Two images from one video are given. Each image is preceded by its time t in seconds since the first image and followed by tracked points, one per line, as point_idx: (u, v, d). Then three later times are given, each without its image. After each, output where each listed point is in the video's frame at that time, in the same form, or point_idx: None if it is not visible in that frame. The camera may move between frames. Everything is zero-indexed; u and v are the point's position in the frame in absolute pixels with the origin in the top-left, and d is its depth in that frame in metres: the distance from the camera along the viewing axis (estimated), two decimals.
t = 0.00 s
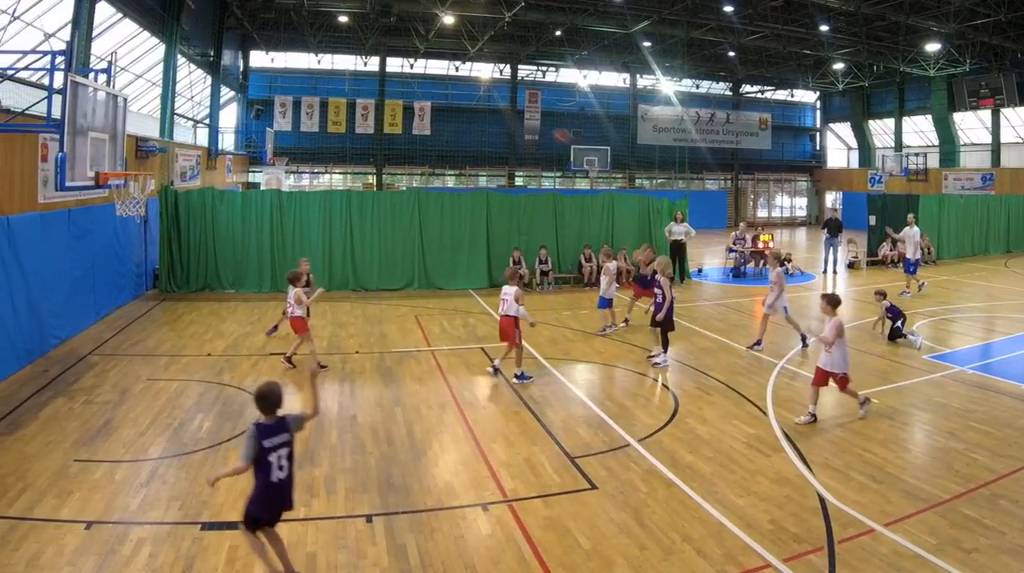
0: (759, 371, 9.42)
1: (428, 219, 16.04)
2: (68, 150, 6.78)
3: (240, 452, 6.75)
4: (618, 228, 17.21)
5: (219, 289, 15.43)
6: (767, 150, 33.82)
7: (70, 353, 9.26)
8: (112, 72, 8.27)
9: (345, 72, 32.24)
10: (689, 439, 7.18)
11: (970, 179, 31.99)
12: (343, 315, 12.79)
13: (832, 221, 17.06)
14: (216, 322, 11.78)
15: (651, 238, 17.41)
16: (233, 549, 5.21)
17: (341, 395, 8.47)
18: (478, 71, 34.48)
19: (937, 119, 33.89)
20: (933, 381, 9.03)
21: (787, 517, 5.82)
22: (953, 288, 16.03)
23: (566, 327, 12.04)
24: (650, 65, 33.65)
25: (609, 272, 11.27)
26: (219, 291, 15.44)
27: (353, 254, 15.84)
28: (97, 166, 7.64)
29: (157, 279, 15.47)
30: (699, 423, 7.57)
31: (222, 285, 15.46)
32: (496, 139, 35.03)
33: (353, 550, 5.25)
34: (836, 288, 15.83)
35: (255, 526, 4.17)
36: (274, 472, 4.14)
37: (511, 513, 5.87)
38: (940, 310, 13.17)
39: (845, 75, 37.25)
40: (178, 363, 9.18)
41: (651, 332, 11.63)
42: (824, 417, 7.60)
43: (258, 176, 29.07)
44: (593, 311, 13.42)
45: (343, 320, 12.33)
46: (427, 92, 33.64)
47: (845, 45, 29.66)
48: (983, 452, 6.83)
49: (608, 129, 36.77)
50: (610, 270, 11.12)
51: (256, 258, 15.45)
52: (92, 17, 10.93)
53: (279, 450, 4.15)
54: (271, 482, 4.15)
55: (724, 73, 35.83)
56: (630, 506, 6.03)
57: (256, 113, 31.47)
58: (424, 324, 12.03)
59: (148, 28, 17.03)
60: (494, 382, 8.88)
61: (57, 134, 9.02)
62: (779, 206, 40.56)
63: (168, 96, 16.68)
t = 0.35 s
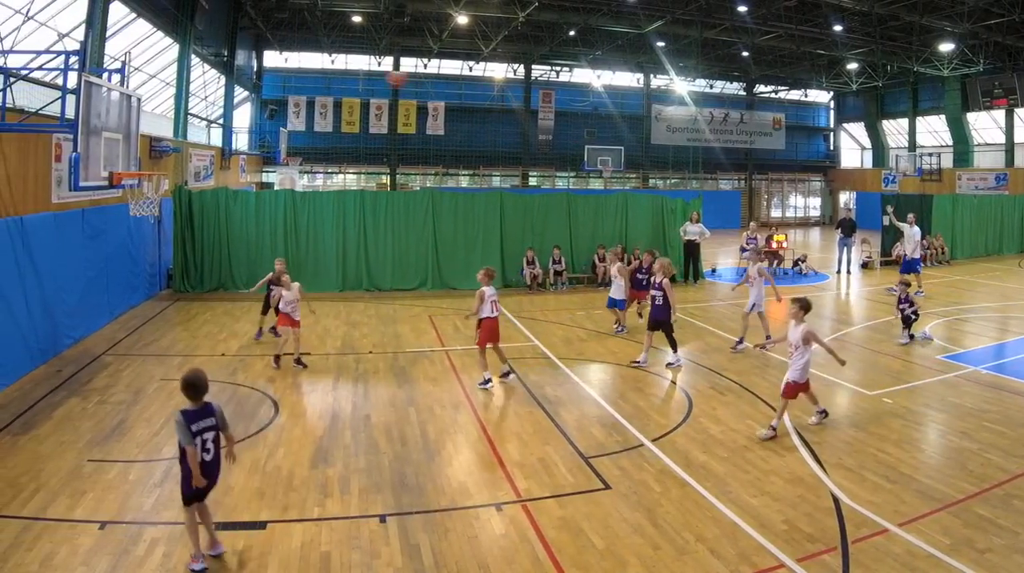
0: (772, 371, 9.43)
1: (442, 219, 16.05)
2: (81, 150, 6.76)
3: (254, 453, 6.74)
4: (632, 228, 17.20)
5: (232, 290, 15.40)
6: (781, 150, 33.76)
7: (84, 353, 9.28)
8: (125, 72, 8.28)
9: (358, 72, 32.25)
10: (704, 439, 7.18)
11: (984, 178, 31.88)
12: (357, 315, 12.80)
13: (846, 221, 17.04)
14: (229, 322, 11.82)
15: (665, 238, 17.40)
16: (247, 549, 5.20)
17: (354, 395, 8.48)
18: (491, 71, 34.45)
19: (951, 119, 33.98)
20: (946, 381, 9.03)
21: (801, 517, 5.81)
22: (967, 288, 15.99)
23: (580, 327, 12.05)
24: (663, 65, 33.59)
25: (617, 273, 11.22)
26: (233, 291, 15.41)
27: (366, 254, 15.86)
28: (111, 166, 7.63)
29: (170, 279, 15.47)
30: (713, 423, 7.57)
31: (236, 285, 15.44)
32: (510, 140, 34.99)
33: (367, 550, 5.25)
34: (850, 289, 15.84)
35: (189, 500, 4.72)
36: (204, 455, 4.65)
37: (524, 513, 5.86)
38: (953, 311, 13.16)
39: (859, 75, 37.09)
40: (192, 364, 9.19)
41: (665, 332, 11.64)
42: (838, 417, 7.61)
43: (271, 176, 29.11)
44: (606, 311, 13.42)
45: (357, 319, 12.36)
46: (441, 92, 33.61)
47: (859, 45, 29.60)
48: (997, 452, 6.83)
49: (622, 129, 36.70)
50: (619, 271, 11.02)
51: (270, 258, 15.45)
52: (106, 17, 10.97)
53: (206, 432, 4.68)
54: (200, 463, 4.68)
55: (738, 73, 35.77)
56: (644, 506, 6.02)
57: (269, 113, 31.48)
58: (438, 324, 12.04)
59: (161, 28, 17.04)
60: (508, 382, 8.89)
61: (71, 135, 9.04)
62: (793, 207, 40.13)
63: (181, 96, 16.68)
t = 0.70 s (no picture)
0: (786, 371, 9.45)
1: (456, 219, 16.06)
2: (94, 150, 6.80)
3: (267, 453, 6.74)
4: (647, 228, 17.21)
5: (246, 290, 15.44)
6: (795, 150, 33.76)
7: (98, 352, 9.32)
8: (139, 72, 8.31)
9: (372, 72, 32.29)
10: (718, 439, 7.19)
11: (998, 179, 31.72)
12: (370, 315, 12.83)
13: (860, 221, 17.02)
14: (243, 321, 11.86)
15: (680, 238, 17.39)
16: (261, 549, 5.19)
17: (368, 395, 8.49)
18: (505, 71, 34.47)
19: (965, 119, 33.98)
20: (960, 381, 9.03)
21: (814, 518, 5.81)
22: (982, 288, 15.96)
23: (593, 327, 12.07)
24: (677, 65, 33.58)
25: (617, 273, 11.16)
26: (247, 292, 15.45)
27: (380, 254, 15.89)
28: (125, 166, 7.67)
29: (184, 279, 15.50)
30: (727, 423, 7.58)
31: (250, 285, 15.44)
32: (524, 139, 34.99)
33: (381, 550, 5.24)
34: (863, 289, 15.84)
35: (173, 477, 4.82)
36: (182, 437, 4.68)
37: (539, 513, 5.86)
38: (966, 311, 13.15)
39: (873, 75, 37.00)
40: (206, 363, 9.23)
41: (679, 332, 11.67)
42: (852, 417, 7.62)
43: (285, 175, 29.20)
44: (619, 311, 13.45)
45: (370, 319, 12.38)
46: (454, 92, 33.63)
47: (872, 45, 29.54)
48: (1012, 452, 6.82)
49: (636, 129, 36.68)
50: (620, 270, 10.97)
51: (284, 258, 15.48)
52: (118, 17, 11.07)
53: (188, 414, 4.69)
54: (180, 443, 4.74)
55: (752, 73, 35.76)
56: (658, 506, 6.02)
57: (283, 113, 31.56)
58: (452, 324, 12.07)
59: (174, 28, 17.08)
60: (522, 382, 8.91)
61: (85, 134, 9.09)
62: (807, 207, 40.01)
63: (195, 95, 16.71)
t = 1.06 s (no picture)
0: (800, 371, 9.47)
1: (471, 219, 16.10)
2: (109, 151, 6.82)
3: (282, 453, 6.74)
4: (661, 228, 17.19)
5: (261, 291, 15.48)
6: (809, 150, 33.80)
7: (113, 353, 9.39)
8: (154, 72, 8.35)
9: (387, 72, 32.33)
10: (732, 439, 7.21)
11: (1013, 179, 31.54)
12: (386, 315, 12.91)
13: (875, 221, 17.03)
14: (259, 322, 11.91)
15: (694, 237, 17.38)
16: (275, 549, 5.18)
17: (383, 395, 8.52)
18: (520, 71, 34.49)
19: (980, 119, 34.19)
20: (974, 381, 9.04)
21: (829, 517, 5.80)
22: (998, 289, 15.93)
23: (608, 327, 12.12)
24: (692, 65, 33.53)
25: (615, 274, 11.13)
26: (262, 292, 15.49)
27: (395, 255, 15.95)
28: (140, 166, 7.69)
29: (198, 279, 15.52)
30: (742, 424, 7.60)
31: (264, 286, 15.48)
32: (539, 139, 34.99)
33: (396, 550, 5.23)
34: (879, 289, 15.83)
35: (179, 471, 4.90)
36: (180, 427, 4.76)
37: (553, 513, 5.85)
38: (980, 311, 13.15)
39: (887, 75, 36.95)
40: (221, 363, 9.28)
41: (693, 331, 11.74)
42: (867, 417, 7.62)
43: (299, 176, 29.35)
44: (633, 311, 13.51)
45: (385, 319, 12.43)
46: (469, 92, 33.67)
47: (887, 45, 29.52)
48: None
49: (651, 129, 36.62)
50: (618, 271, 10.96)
51: (298, 259, 15.53)
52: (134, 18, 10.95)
53: (186, 405, 4.79)
54: (180, 435, 4.81)
55: (766, 73, 35.76)
56: (673, 506, 6.01)
57: (298, 113, 31.59)
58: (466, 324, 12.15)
59: (189, 29, 17.14)
60: (537, 382, 8.94)
61: (101, 135, 9.15)
62: (821, 207, 39.79)
63: (209, 96, 16.76)
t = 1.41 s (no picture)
0: (812, 371, 9.50)
1: (485, 219, 16.12)
2: (123, 150, 6.90)
3: (295, 453, 6.74)
4: (675, 228, 17.18)
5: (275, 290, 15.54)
6: (823, 150, 33.77)
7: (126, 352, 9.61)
8: (167, 73, 8.46)
9: (401, 72, 32.45)
10: (745, 439, 7.22)
11: None
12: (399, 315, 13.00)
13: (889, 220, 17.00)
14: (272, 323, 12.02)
15: (708, 237, 17.38)
16: (288, 550, 5.15)
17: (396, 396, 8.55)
18: (534, 71, 34.54)
19: (995, 119, 34.20)
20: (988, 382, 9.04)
21: (843, 517, 5.77)
22: (1013, 290, 15.89)
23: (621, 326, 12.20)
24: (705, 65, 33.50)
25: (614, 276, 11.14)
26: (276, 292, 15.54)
27: (409, 255, 15.96)
28: (153, 166, 7.81)
29: (212, 279, 15.67)
30: (755, 424, 7.62)
31: (278, 285, 15.54)
32: (553, 139, 35.02)
33: (410, 550, 5.20)
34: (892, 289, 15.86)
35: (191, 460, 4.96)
36: (189, 421, 4.78)
37: (566, 513, 5.83)
38: (993, 311, 13.15)
39: (902, 75, 36.91)
40: (235, 363, 9.33)
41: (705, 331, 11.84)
42: (880, 417, 7.63)
43: (314, 175, 29.52)
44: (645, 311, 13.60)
45: (398, 320, 12.50)
46: (483, 91, 33.75)
47: (901, 45, 29.44)
48: None
49: (664, 129, 36.64)
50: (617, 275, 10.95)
51: (312, 258, 15.57)
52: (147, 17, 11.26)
53: (196, 400, 4.78)
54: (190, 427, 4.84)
55: (780, 73, 35.77)
56: (687, 507, 5.98)
57: (313, 113, 31.69)
58: (480, 324, 12.26)
59: (203, 28, 17.23)
60: (550, 382, 8.99)
61: (114, 135, 9.27)
62: (835, 206, 39.97)
63: (223, 96, 16.83)
